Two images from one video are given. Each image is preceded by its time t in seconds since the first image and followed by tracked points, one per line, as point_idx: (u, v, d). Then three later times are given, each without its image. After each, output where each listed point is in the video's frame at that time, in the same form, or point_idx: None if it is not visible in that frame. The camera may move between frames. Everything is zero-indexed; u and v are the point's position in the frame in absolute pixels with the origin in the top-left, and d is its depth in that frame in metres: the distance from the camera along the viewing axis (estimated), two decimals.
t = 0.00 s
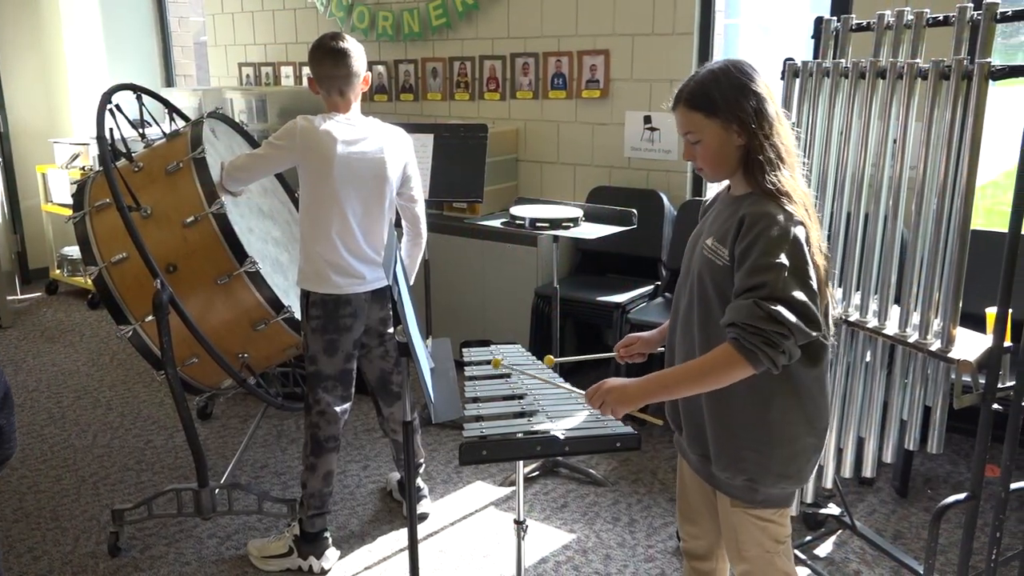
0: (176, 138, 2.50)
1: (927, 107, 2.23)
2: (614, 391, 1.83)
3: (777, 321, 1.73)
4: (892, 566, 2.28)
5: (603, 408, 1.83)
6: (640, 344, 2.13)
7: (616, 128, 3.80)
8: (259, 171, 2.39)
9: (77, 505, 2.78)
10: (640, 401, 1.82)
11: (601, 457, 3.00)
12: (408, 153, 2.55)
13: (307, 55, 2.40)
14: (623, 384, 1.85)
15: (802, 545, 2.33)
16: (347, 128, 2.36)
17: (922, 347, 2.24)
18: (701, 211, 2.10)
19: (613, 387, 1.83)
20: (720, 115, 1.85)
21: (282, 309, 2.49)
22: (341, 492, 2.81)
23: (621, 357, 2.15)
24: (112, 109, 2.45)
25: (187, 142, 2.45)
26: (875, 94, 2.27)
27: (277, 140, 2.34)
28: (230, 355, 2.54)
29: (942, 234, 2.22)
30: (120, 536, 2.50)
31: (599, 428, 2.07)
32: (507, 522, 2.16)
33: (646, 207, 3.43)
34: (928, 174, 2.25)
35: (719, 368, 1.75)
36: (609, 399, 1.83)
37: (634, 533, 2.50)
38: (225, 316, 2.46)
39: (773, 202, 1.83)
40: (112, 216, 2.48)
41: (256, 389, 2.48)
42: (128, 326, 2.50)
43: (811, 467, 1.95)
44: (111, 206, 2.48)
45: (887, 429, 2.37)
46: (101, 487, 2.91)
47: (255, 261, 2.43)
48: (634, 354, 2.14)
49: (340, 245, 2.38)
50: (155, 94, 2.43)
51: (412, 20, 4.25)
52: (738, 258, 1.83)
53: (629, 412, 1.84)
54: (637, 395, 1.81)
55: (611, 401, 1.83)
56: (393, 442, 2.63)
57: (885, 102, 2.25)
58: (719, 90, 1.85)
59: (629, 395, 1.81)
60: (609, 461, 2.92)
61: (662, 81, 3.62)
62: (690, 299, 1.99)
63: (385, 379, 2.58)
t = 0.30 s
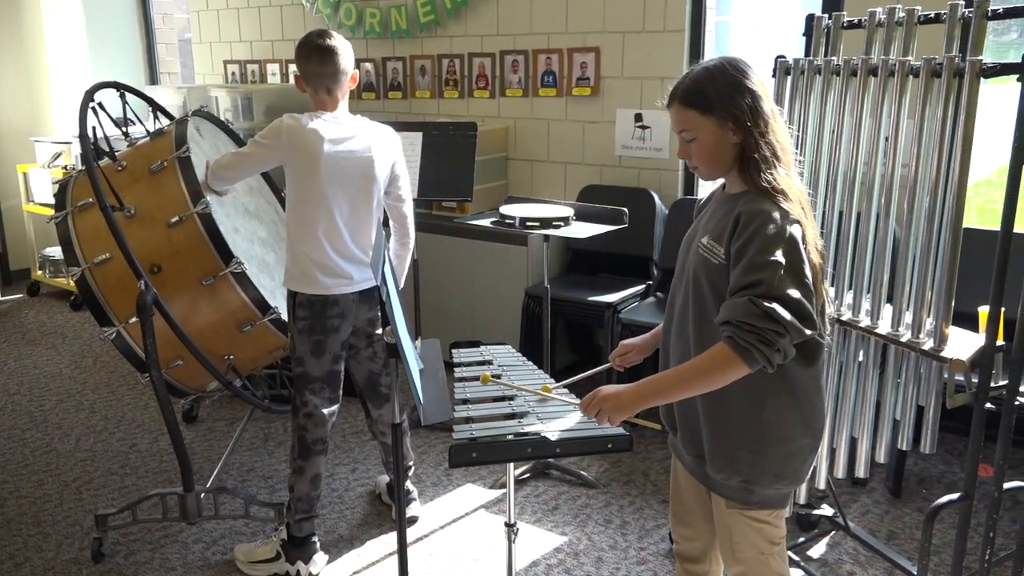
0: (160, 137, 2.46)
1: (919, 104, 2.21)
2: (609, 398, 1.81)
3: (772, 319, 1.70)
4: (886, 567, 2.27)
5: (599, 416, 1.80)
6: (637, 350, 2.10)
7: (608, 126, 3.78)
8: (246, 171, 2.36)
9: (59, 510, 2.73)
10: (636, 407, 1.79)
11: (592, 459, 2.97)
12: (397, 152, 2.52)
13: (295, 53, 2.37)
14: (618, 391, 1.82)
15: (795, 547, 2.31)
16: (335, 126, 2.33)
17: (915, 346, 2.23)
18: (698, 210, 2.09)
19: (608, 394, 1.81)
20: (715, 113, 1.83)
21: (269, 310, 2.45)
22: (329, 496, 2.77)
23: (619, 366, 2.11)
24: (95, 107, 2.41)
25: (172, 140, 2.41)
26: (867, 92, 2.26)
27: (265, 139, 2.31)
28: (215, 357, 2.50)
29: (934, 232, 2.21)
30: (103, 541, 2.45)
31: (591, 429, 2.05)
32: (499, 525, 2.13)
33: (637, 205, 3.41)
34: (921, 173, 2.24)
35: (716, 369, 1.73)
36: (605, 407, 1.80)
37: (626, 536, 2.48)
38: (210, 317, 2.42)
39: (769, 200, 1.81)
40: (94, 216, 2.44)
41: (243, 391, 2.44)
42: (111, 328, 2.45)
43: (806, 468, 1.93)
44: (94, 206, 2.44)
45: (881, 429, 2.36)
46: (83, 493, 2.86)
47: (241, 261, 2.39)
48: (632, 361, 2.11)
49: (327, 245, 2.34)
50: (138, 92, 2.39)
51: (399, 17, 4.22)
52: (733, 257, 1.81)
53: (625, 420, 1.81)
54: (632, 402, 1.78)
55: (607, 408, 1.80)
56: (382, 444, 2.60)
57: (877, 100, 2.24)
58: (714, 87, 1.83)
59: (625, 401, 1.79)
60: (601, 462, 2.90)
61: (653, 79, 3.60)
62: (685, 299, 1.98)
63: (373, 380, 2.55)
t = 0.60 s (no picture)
0: (136, 131, 2.37)
1: (920, 97, 2.15)
2: (600, 401, 1.72)
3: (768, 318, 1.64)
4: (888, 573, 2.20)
5: (590, 420, 1.72)
6: (631, 340, 2.03)
7: (600, 119, 3.71)
8: (224, 168, 2.27)
9: (31, 519, 2.63)
10: (629, 409, 1.71)
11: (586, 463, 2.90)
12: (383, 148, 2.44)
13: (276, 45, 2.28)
14: (609, 393, 1.74)
15: (794, 554, 2.24)
16: (317, 121, 2.25)
17: (916, 346, 2.17)
18: (696, 206, 2.02)
19: (599, 396, 1.73)
20: (713, 105, 1.76)
21: (250, 311, 2.36)
22: (313, 503, 2.68)
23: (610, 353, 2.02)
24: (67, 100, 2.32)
25: (148, 135, 2.32)
26: (866, 85, 2.19)
27: (244, 134, 2.23)
28: (194, 360, 2.41)
29: (935, 229, 2.15)
30: (77, 552, 2.36)
31: (584, 432, 1.97)
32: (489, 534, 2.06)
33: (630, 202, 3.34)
34: (921, 168, 2.18)
35: (712, 369, 1.66)
36: (596, 411, 1.72)
37: (620, 543, 2.41)
38: (189, 318, 2.33)
39: (767, 197, 1.74)
40: (68, 214, 2.35)
41: (223, 395, 2.35)
42: (85, 330, 2.36)
43: (805, 471, 1.86)
44: (67, 203, 2.35)
45: (881, 431, 2.29)
46: (57, 501, 2.76)
47: (220, 260, 2.30)
48: (623, 350, 2.02)
49: (310, 243, 2.26)
50: (113, 85, 2.30)
51: (383, 7, 4.12)
52: (729, 254, 1.74)
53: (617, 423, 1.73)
54: (625, 404, 1.70)
55: (598, 412, 1.72)
56: (367, 450, 2.51)
57: (877, 93, 2.17)
58: (711, 79, 1.76)
59: (617, 404, 1.71)
60: (594, 467, 2.82)
61: (647, 72, 3.54)
62: (682, 297, 1.90)
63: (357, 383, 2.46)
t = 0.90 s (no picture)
0: (110, 122, 2.27)
1: (922, 87, 2.08)
2: (594, 399, 1.65)
3: (765, 313, 1.57)
4: None
5: (584, 420, 1.64)
6: (627, 337, 1.96)
7: (593, 108, 3.63)
8: (200, 160, 2.19)
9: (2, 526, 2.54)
10: (623, 408, 1.63)
11: (578, 464, 2.82)
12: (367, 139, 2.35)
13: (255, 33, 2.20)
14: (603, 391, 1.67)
15: (794, 557, 2.18)
16: (300, 110, 2.16)
17: (918, 343, 2.11)
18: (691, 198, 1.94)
19: (593, 395, 1.65)
20: (710, 93, 1.68)
21: (230, 308, 2.27)
22: (297, 507, 2.59)
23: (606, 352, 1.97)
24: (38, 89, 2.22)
25: (123, 126, 2.23)
26: (866, 73, 2.12)
27: (223, 124, 2.15)
28: (172, 359, 2.32)
29: (938, 221, 2.08)
30: (50, 560, 2.27)
31: (577, 432, 1.90)
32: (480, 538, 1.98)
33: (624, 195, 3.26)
34: (922, 160, 2.11)
35: (708, 366, 1.58)
36: (589, 410, 1.65)
37: (615, 546, 2.34)
38: (166, 316, 2.25)
39: (766, 188, 1.67)
40: (40, 209, 2.26)
41: (202, 396, 2.27)
42: (58, 329, 2.27)
43: (805, 470, 1.80)
44: (39, 197, 2.26)
45: (882, 430, 2.23)
46: (29, 507, 2.67)
47: (199, 256, 2.22)
48: (619, 348, 1.97)
49: (292, 239, 2.18)
50: (86, 73, 2.20)
51: None
52: (726, 247, 1.66)
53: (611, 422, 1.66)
54: (619, 403, 1.63)
55: (591, 411, 1.65)
56: (352, 453, 2.43)
57: (877, 82, 2.11)
58: (709, 66, 1.69)
59: (611, 403, 1.63)
60: (587, 468, 2.75)
61: (640, 59, 3.47)
62: (677, 292, 1.83)
63: (343, 383, 2.38)
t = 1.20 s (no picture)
0: (83, 111, 2.18)
1: (924, 74, 2.02)
2: (590, 400, 1.57)
3: (766, 308, 1.50)
4: None
5: (580, 422, 1.56)
6: (625, 339, 1.88)
7: (585, 96, 3.56)
8: (177, 151, 2.10)
9: None
10: (621, 409, 1.56)
11: (571, 463, 2.75)
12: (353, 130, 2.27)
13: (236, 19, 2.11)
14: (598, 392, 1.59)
15: (794, 560, 2.11)
16: (282, 99, 2.08)
17: (921, 338, 2.04)
18: (690, 189, 1.87)
19: (588, 396, 1.57)
20: (710, 81, 1.61)
21: (210, 305, 2.19)
22: (279, 510, 2.50)
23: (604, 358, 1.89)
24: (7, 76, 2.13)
25: (97, 115, 2.14)
26: (867, 60, 2.06)
27: (201, 113, 2.06)
28: (149, 357, 2.22)
29: (942, 212, 2.03)
30: (21, 567, 2.18)
31: (569, 432, 1.83)
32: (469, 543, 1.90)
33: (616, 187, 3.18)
34: (925, 149, 2.04)
35: (707, 363, 1.51)
36: (586, 412, 1.57)
37: (609, 549, 2.27)
38: (143, 313, 2.16)
39: (768, 179, 1.59)
40: (11, 201, 2.17)
41: (180, 396, 2.18)
42: (30, 326, 2.17)
43: (806, 470, 1.73)
44: (9, 189, 2.17)
45: (884, 429, 2.16)
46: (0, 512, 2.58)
47: (177, 250, 2.13)
48: (617, 351, 1.88)
49: (273, 232, 2.10)
50: (57, 60, 2.11)
51: None
52: (725, 240, 1.59)
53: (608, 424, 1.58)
54: (616, 404, 1.55)
55: (587, 413, 1.57)
56: (337, 454, 2.35)
57: (879, 69, 2.04)
58: (710, 52, 1.62)
59: (608, 404, 1.56)
60: (580, 468, 2.68)
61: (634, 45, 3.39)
62: (675, 286, 1.76)
63: (327, 382, 2.29)
